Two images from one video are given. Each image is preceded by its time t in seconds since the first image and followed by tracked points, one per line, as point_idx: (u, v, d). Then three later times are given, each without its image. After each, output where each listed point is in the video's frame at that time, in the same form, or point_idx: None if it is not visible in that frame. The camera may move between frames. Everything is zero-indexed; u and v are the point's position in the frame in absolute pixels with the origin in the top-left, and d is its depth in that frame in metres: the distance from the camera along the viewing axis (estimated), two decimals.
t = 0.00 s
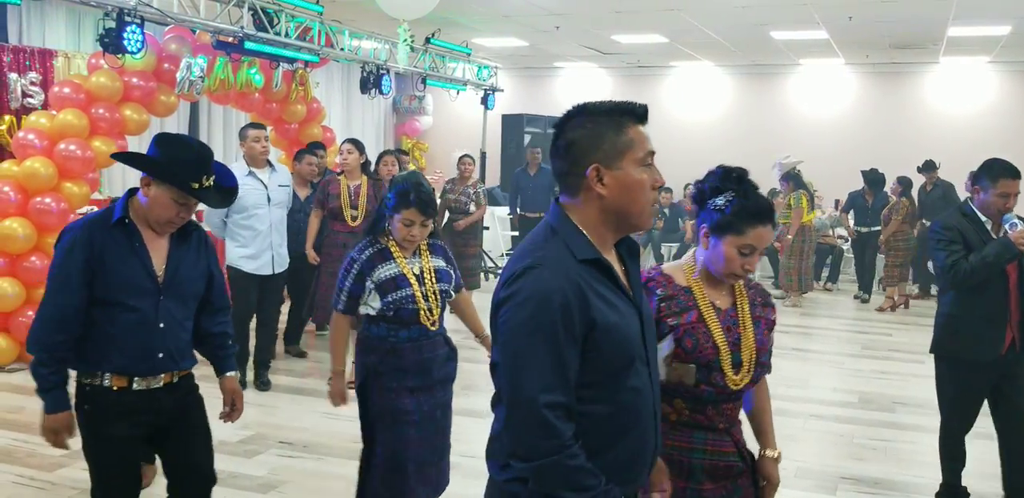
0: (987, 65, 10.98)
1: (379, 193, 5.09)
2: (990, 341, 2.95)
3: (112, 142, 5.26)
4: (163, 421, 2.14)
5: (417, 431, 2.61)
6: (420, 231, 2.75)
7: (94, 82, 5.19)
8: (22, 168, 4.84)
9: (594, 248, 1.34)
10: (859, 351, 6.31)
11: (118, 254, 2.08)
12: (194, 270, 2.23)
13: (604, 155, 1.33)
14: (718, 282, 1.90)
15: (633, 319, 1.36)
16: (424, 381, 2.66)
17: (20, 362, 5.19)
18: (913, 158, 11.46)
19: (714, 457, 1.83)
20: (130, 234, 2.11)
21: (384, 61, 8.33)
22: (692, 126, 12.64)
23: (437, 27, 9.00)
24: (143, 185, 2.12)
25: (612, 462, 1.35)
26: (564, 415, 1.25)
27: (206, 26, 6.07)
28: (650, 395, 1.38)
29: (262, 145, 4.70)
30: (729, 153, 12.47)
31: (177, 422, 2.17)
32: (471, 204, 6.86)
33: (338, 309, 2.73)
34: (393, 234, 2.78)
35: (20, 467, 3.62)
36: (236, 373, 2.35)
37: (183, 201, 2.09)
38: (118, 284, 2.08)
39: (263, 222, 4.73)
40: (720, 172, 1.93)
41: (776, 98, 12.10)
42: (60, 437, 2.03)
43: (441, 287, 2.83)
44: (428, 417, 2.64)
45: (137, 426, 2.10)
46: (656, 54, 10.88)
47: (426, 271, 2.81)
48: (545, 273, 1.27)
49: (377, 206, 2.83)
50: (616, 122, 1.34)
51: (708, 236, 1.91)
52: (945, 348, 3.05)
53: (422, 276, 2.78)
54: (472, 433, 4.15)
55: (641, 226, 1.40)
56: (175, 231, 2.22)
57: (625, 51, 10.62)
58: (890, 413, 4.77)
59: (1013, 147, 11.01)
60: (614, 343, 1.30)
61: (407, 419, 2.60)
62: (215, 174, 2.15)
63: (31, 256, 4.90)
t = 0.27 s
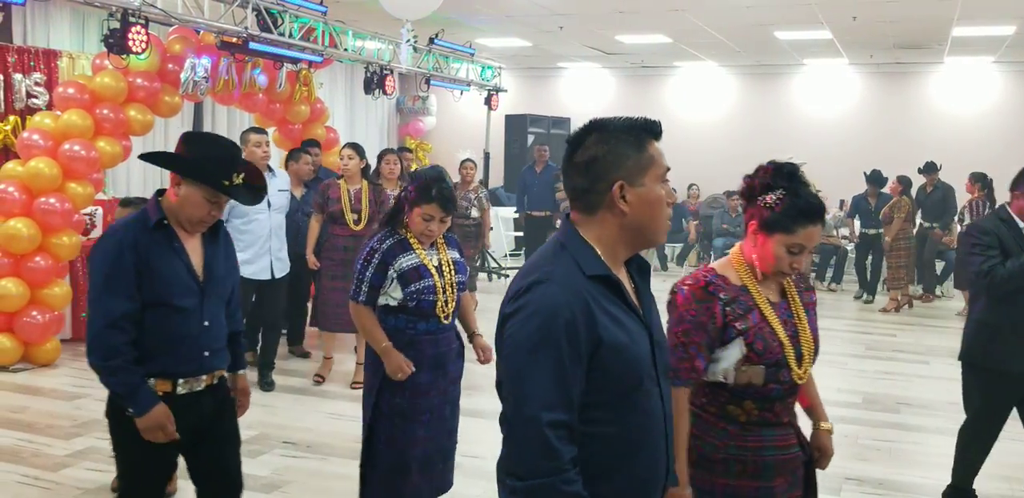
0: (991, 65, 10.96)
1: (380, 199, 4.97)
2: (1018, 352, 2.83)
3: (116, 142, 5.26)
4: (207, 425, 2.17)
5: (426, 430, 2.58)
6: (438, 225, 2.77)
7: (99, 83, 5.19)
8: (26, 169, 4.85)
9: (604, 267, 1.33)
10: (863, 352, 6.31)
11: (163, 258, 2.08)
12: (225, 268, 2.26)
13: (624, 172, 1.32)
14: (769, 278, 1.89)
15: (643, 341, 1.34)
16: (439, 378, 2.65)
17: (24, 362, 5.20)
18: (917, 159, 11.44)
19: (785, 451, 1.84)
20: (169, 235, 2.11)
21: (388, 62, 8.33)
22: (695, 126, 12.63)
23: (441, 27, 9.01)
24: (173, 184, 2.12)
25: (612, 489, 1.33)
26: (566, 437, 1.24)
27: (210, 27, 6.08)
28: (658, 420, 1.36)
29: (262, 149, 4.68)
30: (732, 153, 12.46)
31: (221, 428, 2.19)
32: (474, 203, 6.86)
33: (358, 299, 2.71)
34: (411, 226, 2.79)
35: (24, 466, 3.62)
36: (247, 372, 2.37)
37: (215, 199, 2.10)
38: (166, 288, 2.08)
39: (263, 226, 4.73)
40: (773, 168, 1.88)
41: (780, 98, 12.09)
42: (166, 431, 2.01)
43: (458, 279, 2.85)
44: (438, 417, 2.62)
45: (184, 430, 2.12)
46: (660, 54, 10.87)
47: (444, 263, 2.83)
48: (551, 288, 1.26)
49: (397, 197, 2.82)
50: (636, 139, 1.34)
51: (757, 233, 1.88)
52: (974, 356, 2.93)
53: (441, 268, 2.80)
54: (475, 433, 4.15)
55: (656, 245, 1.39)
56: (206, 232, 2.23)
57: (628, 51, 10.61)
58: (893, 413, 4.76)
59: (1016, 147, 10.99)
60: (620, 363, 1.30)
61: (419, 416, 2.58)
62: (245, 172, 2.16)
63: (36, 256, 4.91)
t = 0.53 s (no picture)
0: (992, 63, 10.96)
1: (369, 196, 4.94)
2: None
3: (118, 142, 5.27)
4: (251, 416, 2.19)
5: (433, 432, 2.60)
6: (446, 234, 2.75)
7: (100, 83, 5.19)
8: (28, 169, 4.85)
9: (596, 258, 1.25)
10: (866, 351, 6.31)
11: (202, 251, 2.08)
12: (259, 261, 2.26)
13: (621, 158, 1.25)
14: (792, 291, 1.84)
15: (639, 338, 1.25)
16: (442, 382, 2.67)
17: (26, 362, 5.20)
18: (918, 157, 11.44)
19: (822, 458, 1.82)
20: (206, 229, 2.11)
21: (390, 61, 8.33)
22: (697, 125, 12.63)
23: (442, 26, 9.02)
24: (208, 181, 2.12)
25: None
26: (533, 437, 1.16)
27: (212, 26, 6.08)
28: (652, 426, 1.26)
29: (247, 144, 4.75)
30: (734, 152, 12.45)
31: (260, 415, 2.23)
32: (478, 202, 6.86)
33: (360, 304, 2.70)
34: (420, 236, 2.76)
35: (26, 466, 3.62)
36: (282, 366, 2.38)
37: (251, 193, 2.10)
38: (205, 282, 2.08)
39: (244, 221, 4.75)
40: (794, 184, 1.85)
41: (782, 97, 12.09)
42: (179, 436, 2.00)
43: (464, 289, 2.82)
44: (442, 420, 2.64)
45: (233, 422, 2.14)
46: (660, 53, 10.86)
47: (449, 272, 2.80)
48: (535, 275, 1.19)
49: (404, 206, 2.81)
50: (638, 125, 1.27)
51: (778, 249, 1.84)
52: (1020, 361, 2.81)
53: (448, 276, 2.78)
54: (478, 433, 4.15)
55: (655, 238, 1.32)
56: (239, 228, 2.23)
57: (629, 50, 10.61)
58: (896, 412, 4.76)
59: (1018, 145, 10.98)
60: (608, 361, 1.21)
61: (425, 418, 2.60)
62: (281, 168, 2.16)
63: (37, 256, 4.91)
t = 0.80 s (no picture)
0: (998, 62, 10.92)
1: (360, 202, 4.92)
2: None
3: (123, 145, 5.29)
4: (270, 418, 2.20)
5: (419, 440, 2.58)
6: (448, 228, 2.77)
7: (106, 86, 5.21)
8: (34, 172, 4.86)
9: (596, 260, 1.20)
10: (872, 349, 6.30)
11: (229, 251, 2.09)
12: (281, 264, 2.27)
13: (624, 156, 1.20)
14: (820, 270, 1.82)
15: (640, 348, 1.20)
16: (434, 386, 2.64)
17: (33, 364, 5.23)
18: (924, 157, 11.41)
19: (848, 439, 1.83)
20: (232, 229, 2.12)
21: (394, 63, 8.34)
22: (702, 125, 12.61)
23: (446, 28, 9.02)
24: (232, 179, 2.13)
25: None
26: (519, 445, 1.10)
27: (217, 29, 6.09)
28: (649, 441, 1.20)
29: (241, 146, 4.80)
30: (740, 151, 12.43)
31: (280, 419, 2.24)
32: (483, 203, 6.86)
33: (352, 288, 2.76)
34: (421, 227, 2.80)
35: (34, 468, 3.64)
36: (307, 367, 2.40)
37: (276, 192, 2.11)
38: (230, 282, 2.08)
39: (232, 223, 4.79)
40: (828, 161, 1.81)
41: (787, 96, 12.07)
42: (235, 422, 2.04)
43: (462, 286, 2.83)
44: (431, 424, 2.61)
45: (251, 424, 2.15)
46: (665, 53, 10.83)
47: (449, 267, 2.83)
48: (531, 275, 1.13)
49: (414, 195, 2.84)
50: (642, 123, 1.23)
51: (812, 228, 1.81)
52: None
53: (444, 272, 2.79)
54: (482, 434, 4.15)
55: (657, 242, 1.27)
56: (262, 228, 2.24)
57: (634, 50, 10.60)
58: (902, 411, 4.75)
59: None
60: (606, 369, 1.15)
61: (413, 424, 2.59)
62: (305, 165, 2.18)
63: (44, 259, 4.93)
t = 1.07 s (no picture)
0: (1006, 60, 10.88)
1: (357, 198, 4.89)
2: None
3: (131, 145, 5.29)
4: (274, 430, 2.18)
5: (406, 448, 2.48)
6: (442, 237, 2.64)
7: (113, 87, 5.22)
8: (43, 173, 4.88)
9: (612, 262, 1.19)
10: (880, 349, 6.28)
11: (238, 260, 2.09)
12: (292, 275, 2.26)
13: (636, 155, 1.19)
14: (824, 285, 1.81)
15: (656, 351, 1.19)
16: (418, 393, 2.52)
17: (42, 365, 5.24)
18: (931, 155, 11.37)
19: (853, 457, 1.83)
20: (242, 238, 2.12)
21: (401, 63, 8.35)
22: (709, 123, 12.60)
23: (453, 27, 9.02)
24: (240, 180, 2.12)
25: None
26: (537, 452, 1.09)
27: (224, 29, 6.12)
28: (668, 445, 1.20)
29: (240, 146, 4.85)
30: (747, 150, 12.41)
31: (284, 431, 2.22)
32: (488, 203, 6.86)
33: (344, 296, 2.69)
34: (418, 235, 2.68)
35: (43, 468, 3.65)
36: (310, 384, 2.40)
37: (287, 199, 2.11)
38: (238, 292, 2.08)
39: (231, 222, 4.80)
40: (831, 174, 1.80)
41: (794, 95, 12.04)
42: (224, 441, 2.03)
43: (450, 302, 2.67)
44: (418, 435, 2.50)
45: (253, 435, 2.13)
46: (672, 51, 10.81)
47: (440, 282, 2.67)
48: (546, 280, 1.13)
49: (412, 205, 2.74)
50: (654, 121, 1.21)
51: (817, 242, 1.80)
52: None
53: (433, 285, 2.64)
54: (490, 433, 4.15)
55: (672, 241, 1.26)
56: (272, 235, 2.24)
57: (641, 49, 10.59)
58: (910, 410, 4.74)
59: None
60: (623, 374, 1.15)
61: (397, 434, 2.48)
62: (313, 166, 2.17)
63: (52, 260, 4.94)
